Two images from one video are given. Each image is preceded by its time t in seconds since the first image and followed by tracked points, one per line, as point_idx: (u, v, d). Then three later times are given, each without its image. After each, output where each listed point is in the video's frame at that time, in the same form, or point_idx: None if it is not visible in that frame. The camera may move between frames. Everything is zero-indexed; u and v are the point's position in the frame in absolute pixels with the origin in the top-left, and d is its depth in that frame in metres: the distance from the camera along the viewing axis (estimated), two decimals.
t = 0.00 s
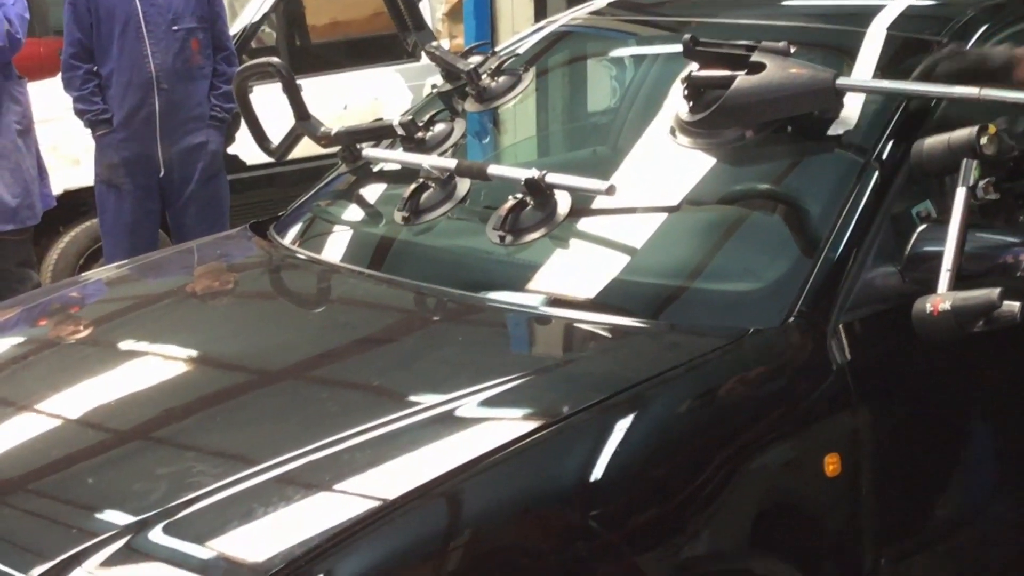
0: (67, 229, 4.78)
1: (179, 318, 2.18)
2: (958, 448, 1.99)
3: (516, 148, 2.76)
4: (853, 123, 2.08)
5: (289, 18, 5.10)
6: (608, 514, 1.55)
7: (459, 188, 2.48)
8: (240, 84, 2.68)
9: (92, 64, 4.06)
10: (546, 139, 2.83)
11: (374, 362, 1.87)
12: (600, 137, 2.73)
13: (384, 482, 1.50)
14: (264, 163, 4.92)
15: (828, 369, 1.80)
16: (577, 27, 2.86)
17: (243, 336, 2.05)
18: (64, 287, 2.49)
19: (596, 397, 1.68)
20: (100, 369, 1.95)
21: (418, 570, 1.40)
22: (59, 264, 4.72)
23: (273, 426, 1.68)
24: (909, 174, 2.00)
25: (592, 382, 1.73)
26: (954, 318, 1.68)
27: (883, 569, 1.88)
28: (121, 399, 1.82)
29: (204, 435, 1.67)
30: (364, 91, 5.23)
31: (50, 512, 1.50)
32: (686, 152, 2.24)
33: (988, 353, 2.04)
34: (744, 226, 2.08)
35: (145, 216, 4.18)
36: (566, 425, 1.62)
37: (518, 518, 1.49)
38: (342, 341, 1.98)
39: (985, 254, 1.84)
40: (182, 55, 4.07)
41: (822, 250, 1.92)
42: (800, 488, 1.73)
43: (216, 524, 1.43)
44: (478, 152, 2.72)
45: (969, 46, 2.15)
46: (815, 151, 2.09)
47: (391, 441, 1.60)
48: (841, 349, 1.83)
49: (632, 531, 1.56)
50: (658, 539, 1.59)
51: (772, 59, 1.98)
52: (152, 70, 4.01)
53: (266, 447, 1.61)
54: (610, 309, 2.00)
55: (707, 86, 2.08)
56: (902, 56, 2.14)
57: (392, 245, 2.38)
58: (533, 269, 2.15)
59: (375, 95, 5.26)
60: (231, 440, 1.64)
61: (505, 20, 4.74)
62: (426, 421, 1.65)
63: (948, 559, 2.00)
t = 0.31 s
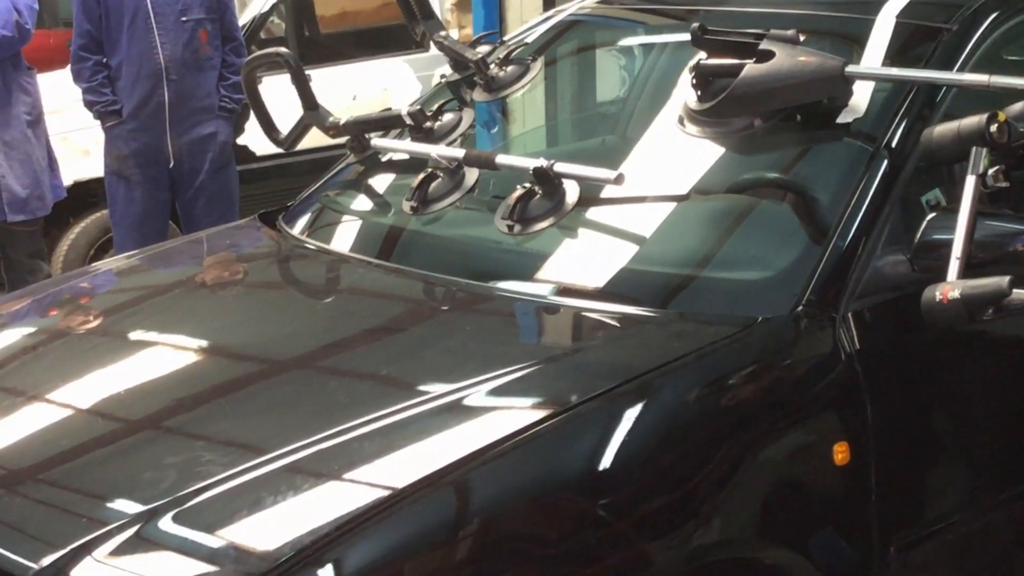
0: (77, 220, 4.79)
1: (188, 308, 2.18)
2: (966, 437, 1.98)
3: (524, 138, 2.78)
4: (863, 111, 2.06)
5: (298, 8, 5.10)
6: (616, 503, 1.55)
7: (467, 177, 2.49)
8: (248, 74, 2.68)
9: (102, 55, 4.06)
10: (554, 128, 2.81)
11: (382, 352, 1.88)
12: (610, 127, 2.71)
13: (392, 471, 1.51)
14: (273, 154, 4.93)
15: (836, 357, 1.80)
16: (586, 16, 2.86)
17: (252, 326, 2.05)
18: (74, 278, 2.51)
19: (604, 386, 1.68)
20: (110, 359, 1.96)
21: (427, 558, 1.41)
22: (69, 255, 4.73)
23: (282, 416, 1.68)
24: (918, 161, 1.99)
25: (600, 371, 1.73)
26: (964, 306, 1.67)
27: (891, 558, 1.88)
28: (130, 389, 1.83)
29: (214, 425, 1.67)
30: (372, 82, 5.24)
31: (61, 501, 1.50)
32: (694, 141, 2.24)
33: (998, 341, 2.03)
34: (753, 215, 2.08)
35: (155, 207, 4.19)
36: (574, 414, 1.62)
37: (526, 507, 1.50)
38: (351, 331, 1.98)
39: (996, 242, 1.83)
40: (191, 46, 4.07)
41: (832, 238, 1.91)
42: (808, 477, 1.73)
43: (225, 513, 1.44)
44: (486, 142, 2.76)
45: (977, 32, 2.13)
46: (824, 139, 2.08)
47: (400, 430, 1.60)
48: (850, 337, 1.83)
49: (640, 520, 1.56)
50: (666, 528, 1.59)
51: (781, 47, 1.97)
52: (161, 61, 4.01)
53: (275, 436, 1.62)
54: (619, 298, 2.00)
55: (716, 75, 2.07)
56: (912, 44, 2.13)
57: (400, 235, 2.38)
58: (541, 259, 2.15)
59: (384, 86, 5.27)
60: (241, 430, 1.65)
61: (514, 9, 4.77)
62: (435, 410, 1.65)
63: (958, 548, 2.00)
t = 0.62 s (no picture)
0: (79, 221, 4.80)
1: (187, 309, 2.19)
2: (964, 436, 1.98)
3: (524, 137, 2.78)
4: (860, 111, 2.07)
5: (298, 9, 5.11)
6: (614, 502, 1.55)
7: (465, 178, 2.49)
8: (247, 75, 2.68)
9: (102, 57, 4.07)
10: (555, 128, 2.81)
11: (381, 353, 1.88)
12: (609, 126, 2.72)
13: (390, 471, 1.51)
14: (274, 155, 4.93)
15: (834, 357, 1.80)
16: (586, 16, 2.87)
17: (252, 327, 2.06)
18: (75, 278, 2.51)
19: (602, 385, 1.68)
20: (110, 360, 1.96)
21: (425, 557, 1.41)
22: (70, 256, 4.74)
23: (281, 416, 1.68)
24: (916, 161, 1.99)
25: (598, 370, 1.73)
26: (961, 305, 1.67)
27: (889, 558, 1.88)
28: (129, 389, 1.84)
29: (214, 425, 1.68)
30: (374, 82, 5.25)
31: (59, 501, 1.51)
32: (692, 141, 2.24)
33: (997, 341, 2.03)
34: (751, 215, 2.08)
35: (155, 208, 4.19)
36: (572, 414, 1.62)
37: (524, 506, 1.50)
38: (350, 331, 1.98)
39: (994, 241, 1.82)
40: (191, 47, 4.07)
41: (829, 237, 1.91)
42: (805, 477, 1.73)
43: (223, 512, 1.44)
44: (486, 142, 2.76)
45: (975, 31, 2.13)
46: (821, 138, 2.08)
47: (398, 430, 1.60)
48: (847, 337, 1.83)
49: (638, 520, 1.57)
50: (664, 527, 1.59)
51: (778, 47, 1.97)
52: (161, 62, 4.02)
53: (273, 436, 1.62)
54: (617, 298, 2.00)
55: (714, 75, 2.08)
56: (911, 43, 2.13)
57: (400, 235, 2.38)
58: (540, 259, 2.15)
59: (386, 86, 5.28)
60: (239, 430, 1.65)
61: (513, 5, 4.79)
62: (433, 410, 1.65)
63: (957, 546, 2.00)
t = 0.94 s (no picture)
0: (74, 224, 4.79)
1: (180, 311, 2.19)
2: (954, 436, 1.98)
3: (518, 139, 2.79)
4: (849, 112, 2.07)
5: (292, 11, 5.11)
6: (605, 504, 1.56)
7: (457, 180, 2.48)
8: (239, 78, 2.68)
9: (95, 60, 4.07)
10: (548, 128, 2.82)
11: (374, 354, 1.88)
12: (602, 128, 2.72)
13: (381, 473, 1.51)
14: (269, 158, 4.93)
15: (824, 357, 1.80)
16: (577, 19, 2.86)
17: (245, 329, 2.06)
18: (69, 281, 2.51)
19: (593, 386, 1.69)
20: (102, 364, 1.96)
21: (416, 559, 1.41)
22: (65, 259, 4.74)
23: (273, 418, 1.68)
24: (906, 161, 1.99)
25: (590, 372, 1.74)
26: (950, 306, 1.68)
27: (879, 558, 1.88)
28: (122, 392, 1.84)
29: (206, 427, 1.68)
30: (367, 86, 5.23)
31: (51, 504, 1.51)
32: (683, 143, 2.23)
33: (986, 340, 2.03)
34: (742, 216, 2.08)
35: (150, 211, 4.19)
36: (563, 415, 1.62)
37: (514, 507, 1.50)
38: (343, 333, 1.99)
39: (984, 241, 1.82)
40: (184, 50, 4.07)
41: (819, 237, 1.91)
42: (795, 478, 1.74)
43: (214, 515, 1.44)
44: (480, 145, 2.77)
45: (965, 32, 2.13)
46: (812, 139, 2.08)
47: (391, 432, 1.60)
48: (837, 338, 1.83)
49: (630, 521, 1.57)
50: (656, 528, 1.59)
51: (768, 49, 1.97)
52: (154, 66, 4.02)
53: (265, 439, 1.62)
54: (610, 299, 2.00)
55: (705, 76, 2.08)
56: (902, 45, 2.13)
57: (393, 238, 2.38)
58: (532, 261, 2.15)
59: (378, 89, 5.26)
60: (231, 432, 1.65)
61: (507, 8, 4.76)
62: (425, 411, 1.65)
63: (950, 545, 2.00)
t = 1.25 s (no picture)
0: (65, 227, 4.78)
1: (171, 314, 2.18)
2: (946, 436, 1.98)
3: (508, 142, 2.82)
4: (840, 113, 2.07)
5: (285, 13, 5.11)
6: (596, 505, 1.55)
7: (448, 182, 2.49)
8: (229, 80, 2.67)
9: (86, 63, 4.05)
10: (540, 131, 2.82)
11: (365, 356, 1.87)
12: (593, 130, 2.76)
13: (372, 475, 1.51)
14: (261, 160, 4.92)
15: (815, 358, 1.80)
16: (568, 20, 2.85)
17: (237, 331, 2.05)
18: (60, 284, 2.50)
19: (585, 388, 1.68)
20: (93, 366, 1.96)
21: (407, 561, 1.41)
22: (56, 262, 4.72)
23: (264, 421, 1.68)
24: (897, 162, 1.99)
25: (582, 373, 1.73)
26: (941, 306, 1.68)
27: (871, 559, 1.88)
28: (112, 395, 1.83)
29: (198, 430, 1.67)
30: (358, 88, 5.25)
31: (41, 508, 1.50)
32: (674, 143, 2.24)
33: (978, 341, 2.03)
34: (734, 217, 2.08)
35: (142, 213, 4.18)
36: (554, 416, 1.62)
37: (505, 509, 1.50)
38: (334, 336, 1.98)
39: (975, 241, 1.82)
40: (175, 53, 4.06)
41: (811, 238, 1.91)
42: (785, 479, 1.73)
43: (204, 518, 1.43)
44: (471, 146, 2.79)
45: (955, 37, 2.13)
46: (803, 140, 2.08)
47: (382, 434, 1.60)
48: (829, 339, 1.83)
49: (620, 522, 1.57)
50: (646, 529, 1.59)
51: (758, 50, 1.98)
52: (145, 68, 4.00)
53: (256, 441, 1.62)
54: (601, 301, 2.00)
55: (695, 77, 2.09)
56: (893, 45, 2.13)
57: (384, 240, 2.38)
58: (524, 263, 2.15)
59: (370, 91, 5.27)
60: (222, 435, 1.65)
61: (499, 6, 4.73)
62: (417, 413, 1.65)
63: (941, 546, 2.00)
